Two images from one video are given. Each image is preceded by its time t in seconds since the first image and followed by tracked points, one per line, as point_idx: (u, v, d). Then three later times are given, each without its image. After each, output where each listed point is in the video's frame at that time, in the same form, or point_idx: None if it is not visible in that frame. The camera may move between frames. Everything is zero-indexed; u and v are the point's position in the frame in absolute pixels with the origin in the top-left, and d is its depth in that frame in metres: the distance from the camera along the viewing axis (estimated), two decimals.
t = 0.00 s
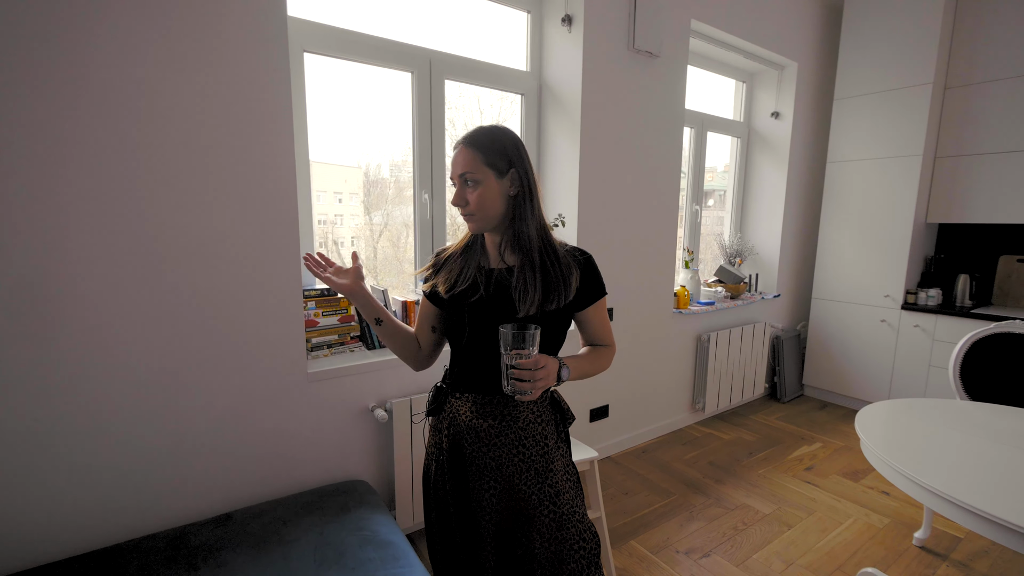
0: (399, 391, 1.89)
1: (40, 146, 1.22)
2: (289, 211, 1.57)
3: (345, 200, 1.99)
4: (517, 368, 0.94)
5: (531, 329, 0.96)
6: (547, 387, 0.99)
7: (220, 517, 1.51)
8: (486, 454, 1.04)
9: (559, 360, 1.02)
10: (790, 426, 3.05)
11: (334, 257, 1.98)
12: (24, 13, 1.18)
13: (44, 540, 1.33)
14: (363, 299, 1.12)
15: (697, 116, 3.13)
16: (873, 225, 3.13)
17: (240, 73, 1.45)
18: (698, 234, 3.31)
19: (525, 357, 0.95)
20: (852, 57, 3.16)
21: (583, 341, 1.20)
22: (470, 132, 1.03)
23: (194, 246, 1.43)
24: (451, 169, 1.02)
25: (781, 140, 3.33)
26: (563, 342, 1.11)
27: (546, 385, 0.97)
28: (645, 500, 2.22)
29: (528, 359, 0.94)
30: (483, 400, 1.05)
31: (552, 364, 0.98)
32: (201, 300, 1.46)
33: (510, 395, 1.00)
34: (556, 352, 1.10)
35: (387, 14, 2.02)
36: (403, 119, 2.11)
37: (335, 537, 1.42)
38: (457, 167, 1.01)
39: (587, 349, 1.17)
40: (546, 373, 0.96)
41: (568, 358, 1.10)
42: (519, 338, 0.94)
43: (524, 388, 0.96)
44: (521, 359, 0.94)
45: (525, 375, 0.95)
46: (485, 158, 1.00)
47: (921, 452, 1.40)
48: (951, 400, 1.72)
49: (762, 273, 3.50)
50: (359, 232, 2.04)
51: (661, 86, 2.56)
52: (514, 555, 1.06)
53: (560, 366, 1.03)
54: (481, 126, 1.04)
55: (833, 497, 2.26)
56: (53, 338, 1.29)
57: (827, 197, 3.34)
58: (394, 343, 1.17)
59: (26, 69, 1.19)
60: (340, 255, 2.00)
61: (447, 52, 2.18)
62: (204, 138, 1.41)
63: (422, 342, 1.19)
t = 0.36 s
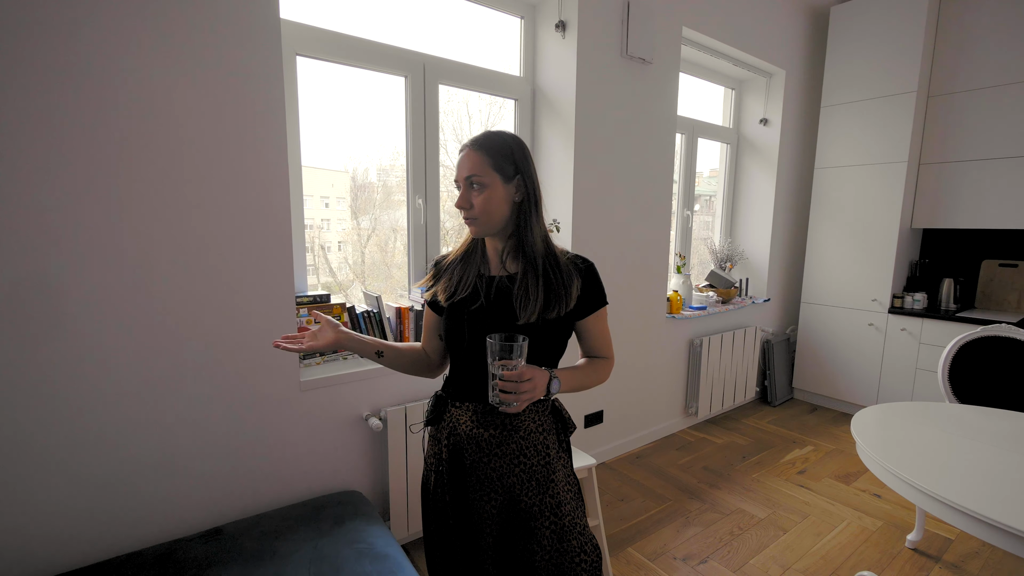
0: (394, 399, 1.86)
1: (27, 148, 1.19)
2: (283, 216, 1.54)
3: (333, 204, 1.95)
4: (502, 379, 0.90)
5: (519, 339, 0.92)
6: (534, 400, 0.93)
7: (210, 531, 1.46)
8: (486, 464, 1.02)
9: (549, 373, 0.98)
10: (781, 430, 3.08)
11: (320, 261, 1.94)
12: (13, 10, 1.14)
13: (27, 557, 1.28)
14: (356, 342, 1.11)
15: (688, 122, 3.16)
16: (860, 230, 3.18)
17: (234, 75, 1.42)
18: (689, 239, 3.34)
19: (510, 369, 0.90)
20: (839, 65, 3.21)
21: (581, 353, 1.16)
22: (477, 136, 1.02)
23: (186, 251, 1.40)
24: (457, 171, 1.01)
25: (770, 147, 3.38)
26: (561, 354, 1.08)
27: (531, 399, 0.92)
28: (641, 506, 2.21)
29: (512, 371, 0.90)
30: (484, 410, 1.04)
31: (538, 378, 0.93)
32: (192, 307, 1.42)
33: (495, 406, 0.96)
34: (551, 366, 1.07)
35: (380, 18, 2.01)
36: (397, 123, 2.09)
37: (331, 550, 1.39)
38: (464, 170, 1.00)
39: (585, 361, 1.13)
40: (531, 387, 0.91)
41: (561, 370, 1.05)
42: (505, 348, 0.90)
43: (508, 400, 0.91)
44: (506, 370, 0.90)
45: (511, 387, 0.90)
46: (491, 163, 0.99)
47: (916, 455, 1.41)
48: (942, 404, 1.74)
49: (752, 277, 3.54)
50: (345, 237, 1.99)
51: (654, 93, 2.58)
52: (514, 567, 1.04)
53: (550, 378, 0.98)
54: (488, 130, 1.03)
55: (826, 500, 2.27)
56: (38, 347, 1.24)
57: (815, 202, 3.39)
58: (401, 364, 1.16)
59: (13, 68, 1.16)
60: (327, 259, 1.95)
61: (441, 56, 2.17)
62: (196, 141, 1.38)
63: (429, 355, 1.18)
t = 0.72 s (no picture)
0: (389, 409, 1.83)
1: (10, 153, 1.14)
2: (276, 223, 1.51)
3: (320, 210, 1.90)
4: (505, 391, 0.87)
5: (522, 350, 0.90)
6: (538, 411, 0.91)
7: (199, 549, 1.41)
8: (488, 478, 0.99)
9: (553, 383, 0.95)
10: (775, 436, 3.08)
11: (311, 269, 1.90)
12: None
13: None
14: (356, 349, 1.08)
15: (679, 130, 3.19)
16: (849, 236, 3.22)
17: (228, 80, 1.39)
18: (682, 245, 3.36)
19: (514, 380, 0.88)
20: (827, 75, 3.27)
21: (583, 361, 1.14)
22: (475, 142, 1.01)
23: (176, 259, 1.36)
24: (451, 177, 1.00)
25: (759, 154, 3.42)
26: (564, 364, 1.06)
27: (536, 410, 0.90)
28: (639, 515, 2.19)
29: (516, 383, 0.87)
30: (485, 422, 1.00)
31: (542, 390, 0.91)
32: (182, 318, 1.38)
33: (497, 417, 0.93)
34: (554, 376, 1.05)
35: (374, 24, 1.99)
36: (391, 130, 2.07)
37: (326, 567, 1.34)
38: (459, 176, 0.99)
39: (587, 369, 1.11)
40: (536, 399, 0.89)
41: (564, 379, 1.03)
42: (508, 358, 0.88)
43: (510, 412, 0.89)
44: (509, 382, 0.87)
45: (513, 399, 0.88)
46: (489, 168, 0.98)
47: (914, 461, 1.41)
48: (935, 409, 1.76)
49: (744, 283, 3.56)
50: (336, 244, 1.95)
51: (647, 100, 2.59)
52: None
53: (554, 389, 0.95)
54: (486, 137, 1.01)
55: (822, 507, 2.27)
56: (20, 361, 1.19)
57: (805, 209, 3.43)
58: (400, 375, 1.13)
59: None
60: (315, 266, 1.91)
61: (436, 63, 2.16)
62: (188, 147, 1.35)
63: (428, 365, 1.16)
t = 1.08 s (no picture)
0: (390, 419, 1.80)
1: (7, 158, 1.12)
2: (277, 230, 1.49)
3: (317, 216, 1.88)
4: (519, 399, 0.86)
5: (536, 357, 0.88)
6: (552, 419, 0.89)
7: (197, 563, 1.38)
8: (496, 491, 0.97)
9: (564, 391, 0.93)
10: (776, 443, 3.07)
11: (309, 276, 1.88)
12: None
13: None
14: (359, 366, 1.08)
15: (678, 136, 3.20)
16: (847, 243, 3.23)
17: (231, 85, 1.38)
18: (682, 252, 3.36)
19: (528, 389, 0.86)
20: (824, 83, 3.29)
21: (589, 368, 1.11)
22: (494, 146, 1.00)
23: (175, 267, 1.34)
24: (482, 176, 0.96)
25: (758, 161, 3.43)
26: (571, 372, 1.04)
27: (550, 418, 0.88)
28: (642, 525, 2.17)
29: (531, 392, 0.86)
30: (493, 434, 0.98)
31: (557, 398, 0.89)
32: (181, 326, 1.36)
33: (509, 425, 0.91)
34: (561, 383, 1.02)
35: (376, 31, 1.98)
36: (392, 136, 2.06)
37: None
38: (493, 176, 0.96)
39: (594, 375, 1.08)
40: (550, 408, 0.87)
41: (573, 387, 1.00)
42: (522, 366, 0.86)
43: (523, 421, 0.87)
44: (524, 391, 0.86)
45: (528, 407, 0.86)
46: (518, 171, 0.98)
47: (922, 470, 1.39)
48: (939, 417, 1.76)
49: (743, 290, 3.56)
50: (332, 250, 1.93)
51: (648, 108, 2.60)
52: None
53: (565, 396, 0.93)
54: (508, 141, 1.01)
55: (826, 516, 2.25)
56: (14, 371, 1.16)
57: (803, 216, 3.44)
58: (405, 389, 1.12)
59: None
60: (311, 272, 1.89)
61: (437, 69, 2.15)
62: (189, 153, 1.33)
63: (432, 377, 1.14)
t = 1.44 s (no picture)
0: (392, 426, 1.79)
1: (11, 165, 1.12)
2: (280, 237, 1.49)
3: (317, 223, 1.87)
4: (527, 412, 0.85)
5: (544, 366, 0.88)
6: (560, 427, 0.88)
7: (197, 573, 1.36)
8: (502, 502, 0.96)
9: (570, 398, 0.92)
10: (779, 450, 3.05)
11: (311, 283, 1.88)
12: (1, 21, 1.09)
13: None
14: (362, 382, 1.06)
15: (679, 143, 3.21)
16: (848, 249, 3.23)
17: (235, 93, 1.38)
18: (683, 258, 3.36)
19: (536, 399, 0.85)
20: (824, 90, 3.31)
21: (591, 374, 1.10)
22: (504, 153, 0.99)
23: (178, 274, 1.33)
24: (494, 186, 0.96)
25: (758, 167, 3.45)
26: (575, 380, 1.03)
27: (558, 428, 0.87)
28: (645, 533, 2.15)
29: (540, 402, 0.84)
30: (498, 444, 0.97)
31: (565, 406, 0.88)
32: (182, 333, 1.35)
33: (517, 436, 0.90)
34: (566, 391, 1.01)
35: (379, 39, 1.99)
36: (394, 143, 2.06)
37: None
38: (506, 185, 0.96)
39: (596, 381, 1.07)
40: (558, 417, 0.86)
41: (578, 394, 0.99)
42: (529, 375, 0.85)
43: (533, 431, 0.86)
44: (533, 401, 0.85)
45: (535, 419, 0.85)
46: (530, 181, 0.98)
47: (930, 479, 1.38)
48: (941, 423, 1.76)
49: (744, 296, 3.56)
50: (333, 257, 1.93)
51: (649, 115, 2.61)
52: None
53: (571, 404, 0.92)
54: (518, 150, 1.01)
55: (830, 524, 2.24)
56: (15, 378, 1.16)
57: (804, 223, 3.44)
58: (409, 402, 1.10)
59: None
60: (311, 279, 1.88)
61: (439, 77, 2.16)
62: (192, 160, 1.33)
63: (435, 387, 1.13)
